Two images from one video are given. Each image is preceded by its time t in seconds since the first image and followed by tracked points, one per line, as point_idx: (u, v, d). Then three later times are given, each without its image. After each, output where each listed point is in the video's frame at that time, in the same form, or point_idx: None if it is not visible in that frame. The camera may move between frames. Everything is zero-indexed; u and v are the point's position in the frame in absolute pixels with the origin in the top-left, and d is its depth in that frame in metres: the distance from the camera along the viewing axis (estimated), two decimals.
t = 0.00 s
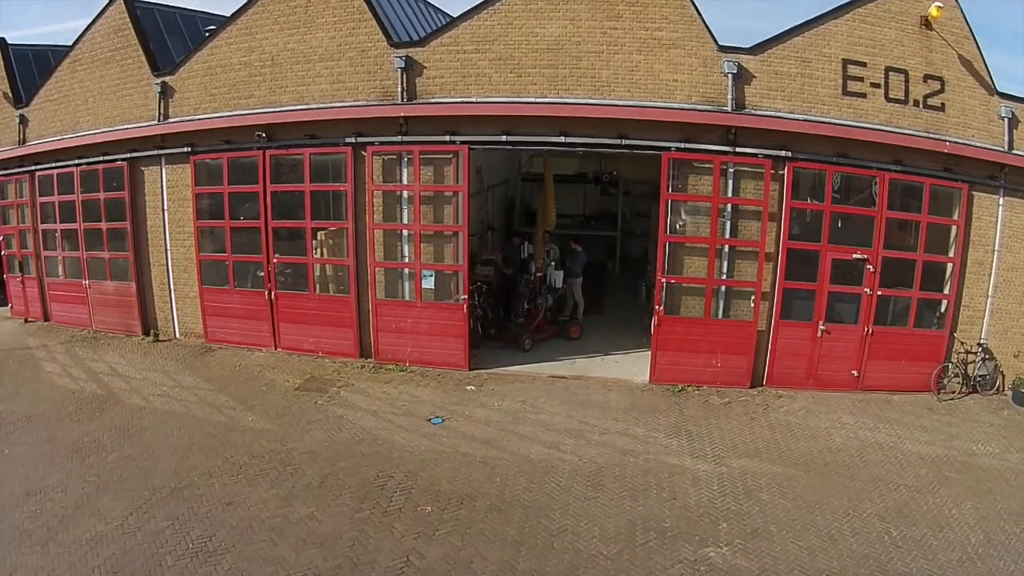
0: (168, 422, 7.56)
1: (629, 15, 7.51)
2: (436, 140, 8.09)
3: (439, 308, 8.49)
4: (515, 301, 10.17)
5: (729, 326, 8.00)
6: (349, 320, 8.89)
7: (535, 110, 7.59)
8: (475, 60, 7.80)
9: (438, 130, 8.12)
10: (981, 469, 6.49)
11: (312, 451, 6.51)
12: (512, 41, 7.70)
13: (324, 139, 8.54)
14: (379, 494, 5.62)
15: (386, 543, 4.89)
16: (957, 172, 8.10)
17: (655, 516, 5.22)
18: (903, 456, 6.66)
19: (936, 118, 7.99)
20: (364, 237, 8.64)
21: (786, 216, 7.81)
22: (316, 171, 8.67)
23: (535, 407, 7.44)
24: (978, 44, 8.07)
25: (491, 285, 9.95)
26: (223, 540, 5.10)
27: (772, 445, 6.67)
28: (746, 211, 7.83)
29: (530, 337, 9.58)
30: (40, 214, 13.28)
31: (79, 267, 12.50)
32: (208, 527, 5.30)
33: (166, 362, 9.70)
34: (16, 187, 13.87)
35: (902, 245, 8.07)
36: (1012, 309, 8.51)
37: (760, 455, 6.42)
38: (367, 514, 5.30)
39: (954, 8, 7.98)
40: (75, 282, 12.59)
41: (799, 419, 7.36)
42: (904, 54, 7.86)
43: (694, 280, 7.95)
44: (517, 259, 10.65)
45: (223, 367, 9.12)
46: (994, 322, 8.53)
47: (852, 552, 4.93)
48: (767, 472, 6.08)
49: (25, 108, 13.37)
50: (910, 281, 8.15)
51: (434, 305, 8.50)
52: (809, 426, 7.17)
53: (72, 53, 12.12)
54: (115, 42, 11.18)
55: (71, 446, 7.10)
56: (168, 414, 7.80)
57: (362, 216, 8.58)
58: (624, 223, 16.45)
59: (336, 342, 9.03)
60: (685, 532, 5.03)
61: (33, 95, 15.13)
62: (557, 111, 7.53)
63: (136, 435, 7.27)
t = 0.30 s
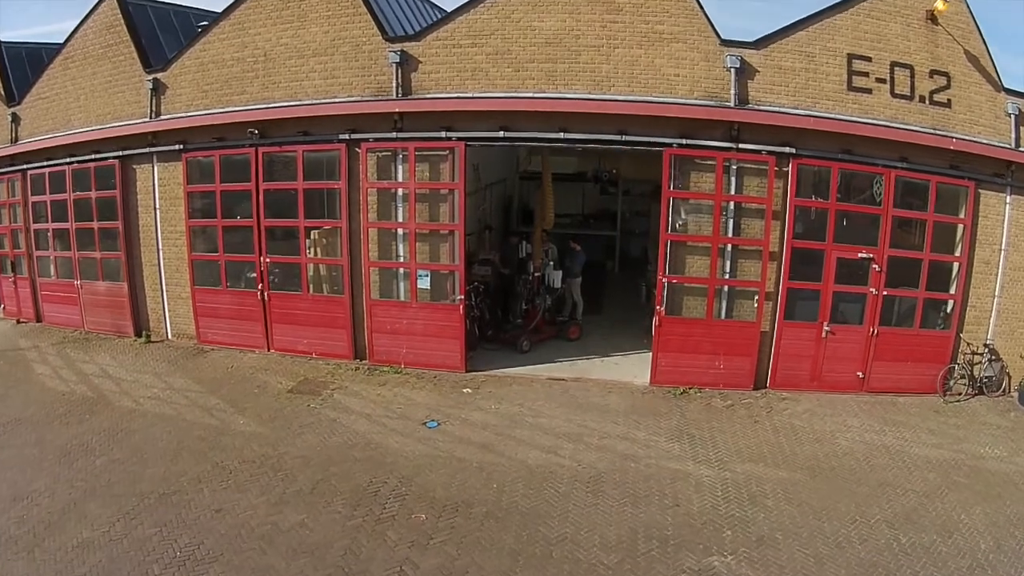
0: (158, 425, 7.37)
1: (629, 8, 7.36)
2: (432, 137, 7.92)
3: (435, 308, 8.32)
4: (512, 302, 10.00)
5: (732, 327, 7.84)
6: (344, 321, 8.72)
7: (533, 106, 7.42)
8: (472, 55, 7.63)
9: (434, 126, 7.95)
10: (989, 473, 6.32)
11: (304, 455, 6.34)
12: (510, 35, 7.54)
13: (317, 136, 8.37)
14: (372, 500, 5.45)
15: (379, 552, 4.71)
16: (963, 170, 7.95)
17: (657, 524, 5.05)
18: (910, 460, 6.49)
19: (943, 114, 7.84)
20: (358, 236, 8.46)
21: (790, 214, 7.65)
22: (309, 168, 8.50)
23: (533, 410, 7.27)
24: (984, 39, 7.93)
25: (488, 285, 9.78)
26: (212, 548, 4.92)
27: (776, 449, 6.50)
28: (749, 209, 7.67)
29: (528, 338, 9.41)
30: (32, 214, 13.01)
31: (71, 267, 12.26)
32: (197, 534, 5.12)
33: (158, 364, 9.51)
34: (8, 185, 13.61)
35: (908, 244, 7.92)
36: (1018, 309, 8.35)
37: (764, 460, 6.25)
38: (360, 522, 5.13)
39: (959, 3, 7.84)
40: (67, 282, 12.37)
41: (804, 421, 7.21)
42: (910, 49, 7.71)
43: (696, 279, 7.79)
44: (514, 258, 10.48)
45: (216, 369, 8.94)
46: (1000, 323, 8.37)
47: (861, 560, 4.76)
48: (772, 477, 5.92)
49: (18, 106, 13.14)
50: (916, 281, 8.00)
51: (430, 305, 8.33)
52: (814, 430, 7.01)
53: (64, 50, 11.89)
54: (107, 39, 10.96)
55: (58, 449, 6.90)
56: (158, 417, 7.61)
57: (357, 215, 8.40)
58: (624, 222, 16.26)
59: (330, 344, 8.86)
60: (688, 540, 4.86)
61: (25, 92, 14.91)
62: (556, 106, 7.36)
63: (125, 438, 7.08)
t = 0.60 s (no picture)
0: (151, 426, 7.23)
1: (630, 1, 7.24)
2: (429, 132, 7.80)
3: (432, 307, 8.20)
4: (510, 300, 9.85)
5: (734, 326, 7.73)
6: (340, 320, 8.59)
7: (532, 101, 7.30)
8: (470, 49, 7.51)
9: (430, 122, 7.82)
10: (996, 474, 6.20)
11: (298, 458, 6.22)
12: (508, 29, 7.42)
13: (312, 132, 8.24)
14: (367, 504, 5.32)
15: (373, 558, 4.59)
16: (968, 167, 7.84)
17: (660, 528, 4.93)
18: (915, 461, 6.37)
19: (947, 110, 7.73)
20: (354, 234, 8.33)
21: (793, 212, 7.54)
22: (303, 165, 8.37)
23: (532, 411, 7.15)
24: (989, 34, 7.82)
25: (486, 283, 9.65)
26: (203, 553, 4.79)
27: (779, 450, 6.38)
28: (752, 206, 7.55)
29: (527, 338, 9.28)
30: (25, 212, 12.80)
31: (64, 266, 12.08)
32: (188, 538, 4.99)
33: (152, 364, 9.37)
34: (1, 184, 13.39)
35: (913, 242, 7.81)
36: None
37: (768, 461, 6.13)
38: (354, 526, 5.00)
39: None
40: (61, 281, 12.19)
41: (808, 422, 7.09)
42: (914, 44, 7.60)
43: (698, 277, 7.67)
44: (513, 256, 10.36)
45: (210, 370, 8.81)
46: (1005, 322, 8.25)
47: (868, 564, 4.64)
48: (776, 479, 5.80)
49: (10, 104, 12.92)
50: (921, 279, 7.89)
51: (427, 304, 8.21)
52: (818, 431, 6.89)
53: (58, 47, 11.68)
54: (101, 35, 10.78)
55: (49, 450, 6.76)
56: (151, 418, 7.47)
57: (353, 212, 8.27)
58: (624, 221, 16.15)
59: (326, 343, 8.73)
60: (691, 544, 4.74)
61: (18, 89, 14.72)
62: (556, 101, 7.24)
63: (117, 440, 6.93)
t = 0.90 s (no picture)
0: (147, 426, 7.13)
1: None
2: (427, 129, 7.71)
3: (431, 306, 8.11)
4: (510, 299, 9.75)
5: (737, 324, 7.65)
6: (338, 319, 8.50)
7: (532, 97, 7.21)
8: (469, 45, 7.43)
9: (429, 119, 7.74)
10: (1002, 474, 6.12)
11: (295, 459, 6.13)
12: (508, 24, 7.34)
13: (309, 129, 8.15)
14: (365, 506, 5.24)
15: (371, 561, 4.50)
16: (972, 163, 7.76)
17: (663, 530, 4.85)
18: (920, 461, 6.29)
19: (951, 106, 7.65)
20: (352, 232, 8.24)
21: (797, 209, 7.46)
22: (300, 162, 8.29)
23: (532, 411, 7.06)
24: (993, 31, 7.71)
25: (485, 282, 9.58)
26: (198, 555, 4.70)
27: (783, 450, 6.30)
28: (754, 203, 7.47)
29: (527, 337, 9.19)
30: (21, 211, 12.65)
31: (60, 265, 11.95)
32: (184, 541, 4.90)
33: (148, 364, 9.29)
34: None
35: (918, 240, 7.74)
36: None
37: (771, 462, 6.06)
38: (352, 529, 4.92)
39: None
40: (57, 281, 12.06)
41: (811, 422, 7.01)
42: (918, 40, 7.52)
43: (700, 275, 7.59)
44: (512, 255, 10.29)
45: (206, 370, 8.73)
46: (1010, 320, 8.17)
47: (875, 566, 4.56)
48: (780, 480, 5.72)
49: (6, 102, 12.78)
50: (925, 277, 7.82)
51: (426, 303, 8.12)
52: (822, 431, 6.81)
53: (53, 44, 11.55)
54: (97, 32, 10.66)
55: (44, 451, 6.67)
56: (147, 418, 7.37)
57: (351, 209, 8.18)
58: (623, 219, 16.09)
59: (324, 343, 8.65)
60: (695, 546, 4.66)
61: (14, 87, 14.59)
62: (556, 97, 7.16)
63: (113, 441, 6.84)
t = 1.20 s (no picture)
0: (143, 427, 7.07)
1: None
2: (425, 127, 7.66)
3: (429, 305, 8.06)
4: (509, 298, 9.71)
5: (738, 324, 7.61)
6: (336, 318, 8.45)
7: (531, 95, 7.16)
8: (466, 42, 7.37)
9: (427, 117, 7.69)
10: (1004, 474, 6.08)
11: (292, 460, 6.08)
12: (506, 22, 7.28)
13: (306, 127, 8.10)
14: (362, 508, 5.19)
15: (369, 564, 4.45)
16: (973, 162, 7.73)
17: (664, 531, 4.80)
18: (922, 461, 6.26)
19: (952, 104, 7.62)
20: (349, 231, 8.19)
21: (797, 207, 7.41)
22: (297, 161, 8.23)
23: (530, 411, 7.01)
24: (993, 28, 7.69)
25: (483, 281, 9.55)
26: (194, 558, 4.64)
27: (783, 450, 6.26)
28: (755, 201, 7.43)
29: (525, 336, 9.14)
30: (16, 211, 12.53)
31: (56, 265, 11.86)
32: (180, 543, 4.84)
33: (143, 364, 9.23)
34: None
35: (918, 238, 7.70)
36: None
37: (772, 462, 6.01)
38: (349, 532, 4.86)
39: None
40: (52, 281, 11.96)
41: (812, 422, 6.97)
42: (919, 38, 7.48)
43: (700, 274, 7.54)
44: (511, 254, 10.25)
45: (202, 371, 8.67)
46: (1010, 318, 8.14)
47: (878, 567, 4.51)
48: (782, 480, 5.68)
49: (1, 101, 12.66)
50: (926, 276, 7.79)
51: (423, 303, 8.07)
52: (822, 430, 6.77)
53: (49, 43, 11.46)
54: (93, 30, 10.58)
55: (39, 453, 6.60)
56: (143, 419, 7.31)
57: (348, 208, 8.12)
58: (621, 218, 16.06)
59: (321, 343, 8.59)
60: (696, 547, 4.62)
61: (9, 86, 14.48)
62: (555, 94, 7.11)
63: (109, 442, 6.77)
